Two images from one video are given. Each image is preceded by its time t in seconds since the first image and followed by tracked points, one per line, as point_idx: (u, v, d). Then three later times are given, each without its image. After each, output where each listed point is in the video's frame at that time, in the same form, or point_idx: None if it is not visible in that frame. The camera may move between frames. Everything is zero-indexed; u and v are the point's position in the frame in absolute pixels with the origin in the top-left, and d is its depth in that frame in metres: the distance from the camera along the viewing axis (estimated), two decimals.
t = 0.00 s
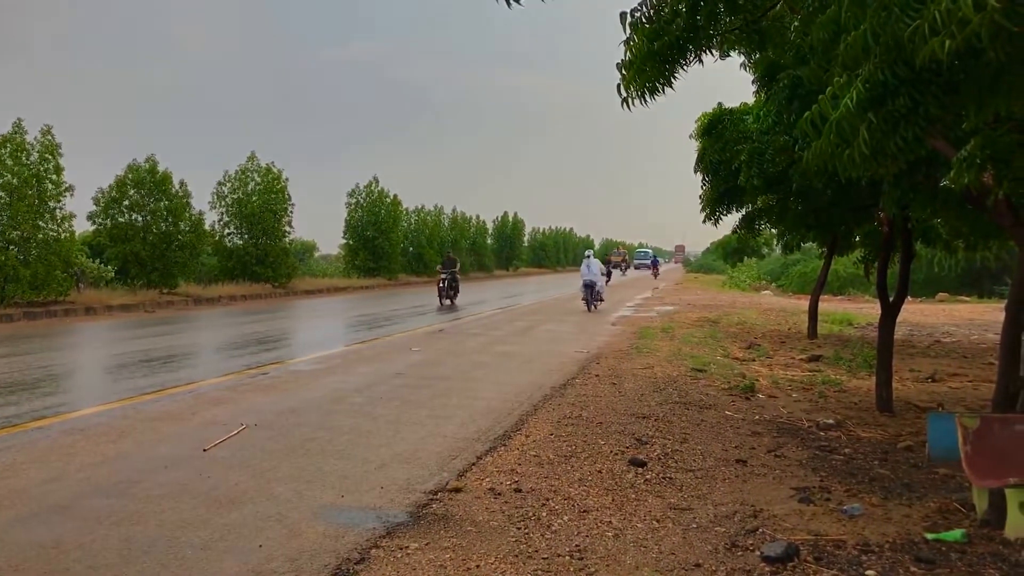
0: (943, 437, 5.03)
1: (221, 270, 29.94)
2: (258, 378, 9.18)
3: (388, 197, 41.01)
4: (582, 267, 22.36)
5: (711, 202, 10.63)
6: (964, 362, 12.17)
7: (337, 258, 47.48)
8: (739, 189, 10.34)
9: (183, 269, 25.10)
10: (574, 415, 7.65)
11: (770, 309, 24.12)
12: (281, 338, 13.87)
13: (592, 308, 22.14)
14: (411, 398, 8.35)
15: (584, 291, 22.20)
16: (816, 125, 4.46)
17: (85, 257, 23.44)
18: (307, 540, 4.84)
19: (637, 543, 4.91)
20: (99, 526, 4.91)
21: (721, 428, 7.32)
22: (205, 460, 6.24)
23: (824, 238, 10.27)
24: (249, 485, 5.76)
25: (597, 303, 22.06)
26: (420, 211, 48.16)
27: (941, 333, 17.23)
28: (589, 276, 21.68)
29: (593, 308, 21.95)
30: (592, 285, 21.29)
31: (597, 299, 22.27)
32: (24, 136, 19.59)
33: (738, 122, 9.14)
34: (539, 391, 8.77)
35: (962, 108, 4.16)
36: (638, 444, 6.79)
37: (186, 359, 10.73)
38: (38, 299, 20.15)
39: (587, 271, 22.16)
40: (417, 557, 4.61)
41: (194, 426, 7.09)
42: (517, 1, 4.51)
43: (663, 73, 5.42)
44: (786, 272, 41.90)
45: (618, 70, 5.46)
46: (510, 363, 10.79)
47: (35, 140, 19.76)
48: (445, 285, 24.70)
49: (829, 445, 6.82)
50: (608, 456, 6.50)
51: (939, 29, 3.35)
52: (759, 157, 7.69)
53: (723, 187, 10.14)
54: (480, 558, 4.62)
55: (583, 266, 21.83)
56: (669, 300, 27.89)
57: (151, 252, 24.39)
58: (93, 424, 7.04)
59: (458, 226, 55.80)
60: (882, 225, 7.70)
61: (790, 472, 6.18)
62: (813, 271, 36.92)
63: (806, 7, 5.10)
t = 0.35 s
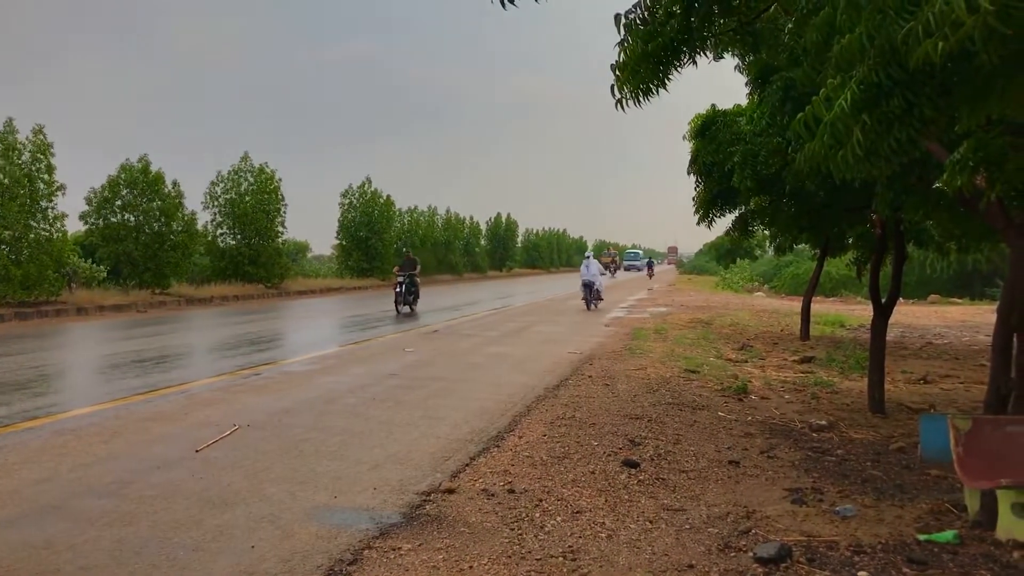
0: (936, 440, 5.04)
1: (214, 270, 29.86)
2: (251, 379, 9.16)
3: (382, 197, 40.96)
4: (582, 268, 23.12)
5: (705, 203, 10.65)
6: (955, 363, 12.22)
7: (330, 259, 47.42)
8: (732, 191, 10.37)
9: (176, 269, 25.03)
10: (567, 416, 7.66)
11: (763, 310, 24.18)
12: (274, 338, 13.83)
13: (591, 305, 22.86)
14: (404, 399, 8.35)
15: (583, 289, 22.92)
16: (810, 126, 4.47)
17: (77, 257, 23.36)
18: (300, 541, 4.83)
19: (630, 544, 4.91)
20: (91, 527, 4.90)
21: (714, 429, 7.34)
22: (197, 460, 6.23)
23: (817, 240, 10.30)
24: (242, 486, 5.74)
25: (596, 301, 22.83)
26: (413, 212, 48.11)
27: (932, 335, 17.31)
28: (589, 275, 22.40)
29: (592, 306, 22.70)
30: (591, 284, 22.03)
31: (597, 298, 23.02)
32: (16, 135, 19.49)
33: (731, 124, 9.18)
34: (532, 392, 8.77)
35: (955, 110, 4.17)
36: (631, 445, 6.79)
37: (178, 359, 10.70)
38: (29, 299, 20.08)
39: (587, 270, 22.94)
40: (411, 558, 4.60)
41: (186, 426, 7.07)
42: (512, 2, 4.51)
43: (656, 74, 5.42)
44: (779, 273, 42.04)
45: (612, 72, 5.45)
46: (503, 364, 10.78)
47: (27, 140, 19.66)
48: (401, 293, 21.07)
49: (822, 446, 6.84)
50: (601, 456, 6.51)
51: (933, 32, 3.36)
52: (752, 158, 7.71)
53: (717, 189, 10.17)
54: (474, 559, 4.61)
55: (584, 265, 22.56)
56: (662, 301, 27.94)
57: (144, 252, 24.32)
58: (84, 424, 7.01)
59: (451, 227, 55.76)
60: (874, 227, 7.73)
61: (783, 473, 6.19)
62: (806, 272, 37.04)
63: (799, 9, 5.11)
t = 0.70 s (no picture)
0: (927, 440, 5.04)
1: (206, 271, 29.82)
2: (243, 380, 9.15)
3: (375, 198, 40.94)
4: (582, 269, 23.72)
5: (698, 205, 10.65)
6: (946, 364, 12.28)
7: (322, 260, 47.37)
8: (726, 192, 10.37)
9: (168, 270, 24.98)
10: (560, 417, 7.67)
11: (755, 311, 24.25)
12: (266, 339, 13.88)
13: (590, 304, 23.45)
14: (397, 400, 8.35)
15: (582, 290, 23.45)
16: (802, 129, 4.48)
17: (69, 258, 23.29)
18: (293, 542, 4.82)
19: (623, 545, 4.91)
20: (83, 528, 4.88)
21: (707, 430, 7.35)
22: (190, 462, 6.21)
23: (809, 241, 10.33)
24: (235, 487, 5.73)
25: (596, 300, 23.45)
26: (407, 213, 48.05)
27: (923, 336, 17.39)
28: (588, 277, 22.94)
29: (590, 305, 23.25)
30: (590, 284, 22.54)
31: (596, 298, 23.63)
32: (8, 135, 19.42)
33: (724, 125, 9.21)
34: (525, 393, 8.79)
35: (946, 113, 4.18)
36: (624, 447, 6.80)
37: (172, 360, 10.69)
38: (22, 299, 20.03)
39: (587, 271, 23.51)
40: (403, 560, 4.60)
41: (178, 427, 7.05)
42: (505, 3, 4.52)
43: (650, 76, 5.43)
44: (772, 274, 42.17)
45: (606, 74, 5.46)
46: (496, 365, 10.79)
47: (18, 140, 19.59)
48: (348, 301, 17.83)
49: (814, 447, 6.86)
50: (594, 457, 6.51)
51: (925, 34, 3.36)
52: (745, 159, 7.72)
53: (710, 191, 10.19)
54: (466, 560, 4.60)
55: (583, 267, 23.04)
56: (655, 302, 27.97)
57: (136, 253, 24.27)
58: (77, 425, 7.00)
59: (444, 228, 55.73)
60: (867, 228, 7.76)
61: (775, 474, 6.21)
62: (799, 273, 37.15)
63: (792, 11, 5.13)
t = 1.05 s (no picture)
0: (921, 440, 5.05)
1: (201, 271, 29.79)
2: (238, 381, 9.13)
3: (370, 199, 40.89)
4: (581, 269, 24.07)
5: (692, 205, 10.58)
6: (940, 364, 12.32)
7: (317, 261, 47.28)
8: (720, 192, 10.32)
9: (163, 271, 24.93)
10: (556, 418, 7.66)
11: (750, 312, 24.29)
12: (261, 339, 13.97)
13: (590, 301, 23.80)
14: (392, 400, 8.35)
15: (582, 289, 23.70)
16: (796, 129, 4.48)
17: (63, 259, 23.23)
18: (288, 543, 4.81)
19: (618, 545, 4.90)
20: (77, 530, 4.86)
21: (702, 430, 7.36)
22: (184, 463, 6.19)
23: (803, 241, 10.31)
24: (229, 488, 5.72)
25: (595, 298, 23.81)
26: (401, 213, 47.95)
27: (917, 336, 17.43)
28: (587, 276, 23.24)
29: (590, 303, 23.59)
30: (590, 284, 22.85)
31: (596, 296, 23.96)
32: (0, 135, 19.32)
33: (719, 126, 9.21)
34: (520, 393, 8.79)
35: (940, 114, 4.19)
36: (619, 447, 6.80)
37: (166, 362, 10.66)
38: (15, 300, 19.95)
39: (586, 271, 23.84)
40: (398, 561, 4.59)
41: (172, 429, 7.03)
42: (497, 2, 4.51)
43: (644, 76, 5.42)
44: (766, 275, 42.24)
45: (600, 73, 5.46)
46: (491, 366, 10.78)
47: (11, 140, 19.50)
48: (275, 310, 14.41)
49: (809, 447, 6.87)
50: (589, 458, 6.51)
51: (918, 35, 3.36)
52: (739, 159, 7.72)
53: (704, 191, 10.19)
54: (462, 561, 4.60)
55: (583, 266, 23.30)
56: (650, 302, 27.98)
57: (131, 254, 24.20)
58: (70, 426, 6.97)
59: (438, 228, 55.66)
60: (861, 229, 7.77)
61: (770, 475, 6.21)
62: (793, 274, 37.21)
63: (787, 12, 5.13)
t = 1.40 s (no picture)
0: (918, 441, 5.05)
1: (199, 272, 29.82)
2: (235, 381, 9.13)
3: (367, 200, 40.90)
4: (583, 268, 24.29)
5: (689, 205, 10.63)
6: (937, 364, 12.35)
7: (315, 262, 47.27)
8: (718, 193, 10.37)
9: (160, 272, 24.94)
10: (553, 418, 7.66)
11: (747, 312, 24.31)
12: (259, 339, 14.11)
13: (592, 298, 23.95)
14: (389, 401, 8.35)
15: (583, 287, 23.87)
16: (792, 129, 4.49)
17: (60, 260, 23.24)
18: (286, 544, 4.81)
19: (615, 545, 4.91)
20: (74, 531, 4.85)
21: (699, 430, 7.36)
22: (181, 464, 6.19)
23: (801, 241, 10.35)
24: (226, 489, 5.71)
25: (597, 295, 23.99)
26: (399, 214, 47.91)
27: (914, 336, 17.45)
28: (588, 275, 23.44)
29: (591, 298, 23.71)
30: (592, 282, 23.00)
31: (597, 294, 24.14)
32: None
33: (716, 126, 9.23)
34: (517, 394, 8.79)
35: (937, 113, 4.19)
36: (617, 447, 6.80)
37: (164, 362, 10.66)
38: (13, 300, 19.95)
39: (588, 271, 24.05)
40: (396, 561, 4.59)
41: (170, 429, 7.03)
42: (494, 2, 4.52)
43: (642, 76, 5.41)
44: (763, 275, 42.26)
45: (597, 74, 5.45)
46: (489, 366, 10.79)
47: (8, 141, 19.48)
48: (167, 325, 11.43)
49: (806, 447, 6.88)
50: (587, 458, 6.51)
51: (915, 36, 3.36)
52: (736, 160, 7.71)
53: (701, 192, 10.21)
54: (460, 561, 4.60)
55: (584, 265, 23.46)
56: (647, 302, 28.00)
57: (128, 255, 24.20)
58: (67, 427, 6.97)
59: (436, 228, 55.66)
60: (858, 229, 7.78)
61: (767, 474, 6.22)
62: (791, 273, 37.26)
63: (784, 12, 5.14)
